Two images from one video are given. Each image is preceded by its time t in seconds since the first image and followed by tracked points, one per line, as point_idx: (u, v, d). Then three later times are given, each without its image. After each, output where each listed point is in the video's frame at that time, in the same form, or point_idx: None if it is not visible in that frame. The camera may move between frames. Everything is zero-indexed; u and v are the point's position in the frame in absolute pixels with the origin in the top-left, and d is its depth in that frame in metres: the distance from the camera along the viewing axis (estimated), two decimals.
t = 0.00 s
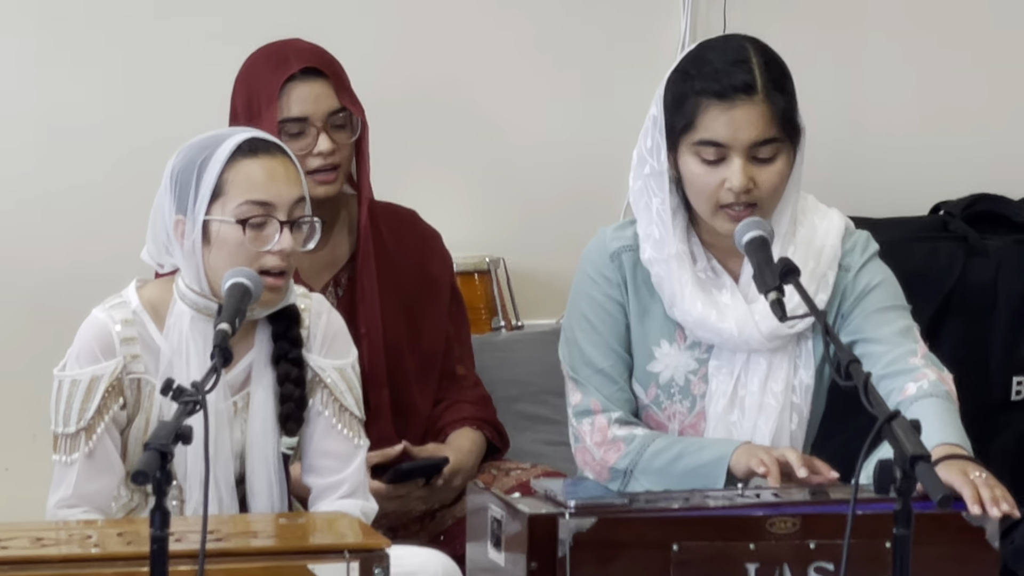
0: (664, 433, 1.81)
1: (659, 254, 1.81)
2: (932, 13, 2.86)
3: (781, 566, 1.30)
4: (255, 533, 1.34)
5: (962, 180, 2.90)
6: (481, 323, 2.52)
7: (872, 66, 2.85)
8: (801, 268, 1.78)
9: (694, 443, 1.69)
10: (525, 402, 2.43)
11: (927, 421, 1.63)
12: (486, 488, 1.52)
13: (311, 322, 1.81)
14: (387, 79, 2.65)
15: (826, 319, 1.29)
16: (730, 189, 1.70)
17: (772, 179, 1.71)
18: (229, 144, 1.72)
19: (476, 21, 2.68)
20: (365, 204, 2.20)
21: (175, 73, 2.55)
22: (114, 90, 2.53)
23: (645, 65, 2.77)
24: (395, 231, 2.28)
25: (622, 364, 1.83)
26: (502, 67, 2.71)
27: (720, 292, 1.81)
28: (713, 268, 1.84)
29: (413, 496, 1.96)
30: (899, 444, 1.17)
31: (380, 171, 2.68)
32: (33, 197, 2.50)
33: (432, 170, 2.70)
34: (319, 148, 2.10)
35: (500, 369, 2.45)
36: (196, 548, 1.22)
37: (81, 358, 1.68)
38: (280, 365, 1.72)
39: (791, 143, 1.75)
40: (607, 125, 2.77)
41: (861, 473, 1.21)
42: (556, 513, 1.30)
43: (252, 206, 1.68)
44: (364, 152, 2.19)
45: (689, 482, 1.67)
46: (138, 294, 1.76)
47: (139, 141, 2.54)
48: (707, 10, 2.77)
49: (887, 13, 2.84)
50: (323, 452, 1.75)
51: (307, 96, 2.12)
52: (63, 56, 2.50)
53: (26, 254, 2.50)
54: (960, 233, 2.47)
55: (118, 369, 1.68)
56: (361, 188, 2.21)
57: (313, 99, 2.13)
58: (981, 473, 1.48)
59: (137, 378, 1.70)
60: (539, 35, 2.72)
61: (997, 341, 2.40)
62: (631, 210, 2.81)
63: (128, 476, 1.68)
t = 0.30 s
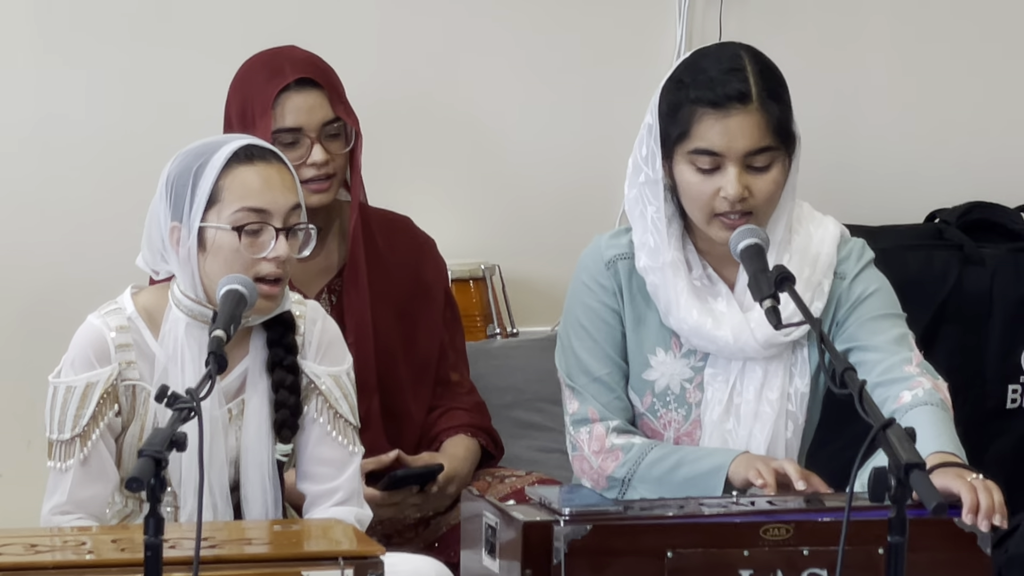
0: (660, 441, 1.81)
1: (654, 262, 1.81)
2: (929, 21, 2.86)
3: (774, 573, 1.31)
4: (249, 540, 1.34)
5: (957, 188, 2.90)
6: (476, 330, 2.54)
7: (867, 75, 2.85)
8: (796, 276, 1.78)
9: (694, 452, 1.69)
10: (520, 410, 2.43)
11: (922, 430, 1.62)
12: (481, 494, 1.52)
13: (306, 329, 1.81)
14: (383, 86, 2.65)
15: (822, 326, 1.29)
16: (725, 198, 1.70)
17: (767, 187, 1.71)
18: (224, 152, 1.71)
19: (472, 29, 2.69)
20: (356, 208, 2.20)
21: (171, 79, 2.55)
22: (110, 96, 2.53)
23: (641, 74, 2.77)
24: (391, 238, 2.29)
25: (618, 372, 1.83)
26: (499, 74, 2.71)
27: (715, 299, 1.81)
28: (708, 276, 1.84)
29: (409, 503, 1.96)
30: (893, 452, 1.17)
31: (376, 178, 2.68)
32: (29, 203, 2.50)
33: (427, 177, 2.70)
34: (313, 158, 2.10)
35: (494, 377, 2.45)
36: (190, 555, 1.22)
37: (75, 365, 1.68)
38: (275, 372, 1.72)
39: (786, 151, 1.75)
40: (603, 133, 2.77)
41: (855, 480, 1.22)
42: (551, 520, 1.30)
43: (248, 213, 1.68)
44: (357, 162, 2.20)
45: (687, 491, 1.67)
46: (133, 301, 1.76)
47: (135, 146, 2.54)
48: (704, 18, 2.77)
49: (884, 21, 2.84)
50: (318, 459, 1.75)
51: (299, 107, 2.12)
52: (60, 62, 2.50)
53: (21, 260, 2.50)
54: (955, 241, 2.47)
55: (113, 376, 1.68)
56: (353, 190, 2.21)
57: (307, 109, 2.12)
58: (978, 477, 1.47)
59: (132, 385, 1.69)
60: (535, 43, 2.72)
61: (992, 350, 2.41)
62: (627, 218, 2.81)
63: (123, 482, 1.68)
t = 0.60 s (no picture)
0: (657, 447, 1.81)
1: (652, 267, 1.80)
2: (927, 26, 2.86)
3: None
4: (245, 545, 1.34)
5: (955, 194, 2.91)
6: (473, 335, 2.53)
7: (865, 80, 2.85)
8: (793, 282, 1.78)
9: (691, 458, 1.68)
10: (516, 415, 2.44)
11: (918, 436, 1.62)
12: (477, 500, 1.52)
13: (303, 333, 1.81)
14: (381, 90, 2.65)
15: (818, 332, 1.29)
16: (723, 203, 1.70)
17: (765, 192, 1.71)
18: (220, 156, 1.71)
19: (468, 33, 2.68)
20: (354, 215, 2.18)
21: (169, 83, 2.55)
22: (107, 98, 2.53)
23: (638, 79, 2.78)
24: (388, 242, 2.29)
25: (615, 378, 1.83)
26: (496, 79, 2.71)
27: (713, 305, 1.81)
28: (705, 281, 1.84)
29: (404, 508, 1.97)
30: (890, 458, 1.17)
31: (373, 182, 2.67)
32: (26, 205, 2.50)
33: (425, 182, 2.70)
34: (310, 165, 2.09)
35: (492, 382, 2.45)
36: (186, 560, 1.22)
37: (71, 370, 1.67)
38: (270, 377, 1.72)
39: (784, 156, 1.75)
40: (600, 138, 2.77)
41: (852, 486, 1.21)
42: (547, 525, 1.29)
43: (244, 217, 1.67)
44: (356, 169, 2.19)
45: (685, 496, 1.67)
46: (128, 305, 1.75)
47: (132, 150, 2.54)
48: (701, 23, 2.78)
49: (881, 26, 2.84)
50: (314, 464, 1.75)
51: (297, 114, 2.11)
52: (57, 64, 2.50)
53: (18, 262, 2.50)
54: (953, 246, 2.47)
55: (109, 381, 1.67)
56: (350, 195, 2.19)
57: (304, 117, 2.12)
58: (972, 483, 1.48)
59: (128, 390, 1.69)
60: (533, 47, 2.72)
61: (989, 357, 2.41)
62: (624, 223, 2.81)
63: (119, 487, 1.68)
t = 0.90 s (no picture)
0: (655, 454, 1.80)
1: (651, 274, 1.81)
2: (925, 34, 2.86)
3: None
4: (243, 551, 1.34)
5: (954, 201, 2.91)
6: (472, 342, 2.53)
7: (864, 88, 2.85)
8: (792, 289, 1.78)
9: (690, 465, 1.68)
10: (515, 422, 2.44)
11: (917, 443, 1.62)
12: (475, 507, 1.51)
13: (302, 340, 1.81)
14: (380, 97, 2.65)
15: (817, 339, 1.29)
16: (721, 210, 1.70)
17: (763, 200, 1.71)
18: (220, 162, 1.71)
19: (467, 41, 2.69)
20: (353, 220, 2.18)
21: (168, 90, 2.55)
22: (107, 105, 2.53)
23: (638, 86, 2.78)
24: (387, 249, 2.29)
25: (614, 385, 1.83)
26: (495, 86, 2.71)
27: (711, 312, 1.81)
28: (705, 288, 1.84)
29: (403, 515, 1.97)
30: (888, 465, 1.17)
31: (372, 190, 2.68)
32: (26, 212, 2.51)
33: (424, 189, 2.70)
34: (310, 175, 2.09)
35: (490, 389, 2.45)
36: (184, 566, 1.22)
37: (71, 376, 1.67)
38: (269, 384, 1.72)
39: (783, 163, 1.75)
40: (599, 145, 2.78)
41: (850, 494, 1.21)
42: (546, 532, 1.29)
43: (244, 224, 1.68)
44: (356, 178, 2.20)
45: (685, 504, 1.66)
46: (128, 311, 1.76)
47: (132, 156, 2.55)
48: (700, 31, 2.78)
49: (880, 34, 2.85)
50: (313, 471, 1.75)
51: (297, 123, 2.12)
52: (56, 71, 2.51)
53: (18, 268, 2.51)
54: (951, 254, 2.46)
55: (109, 387, 1.67)
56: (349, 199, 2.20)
57: (304, 126, 2.12)
58: (972, 495, 1.46)
59: (127, 396, 1.69)
60: (531, 55, 2.72)
61: (988, 364, 2.41)
62: (623, 230, 2.81)
63: (118, 493, 1.68)
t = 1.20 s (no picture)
0: (656, 459, 1.80)
1: (652, 279, 1.81)
2: (926, 40, 2.86)
3: None
4: (243, 556, 1.34)
5: (954, 207, 2.90)
6: (471, 348, 2.53)
7: (864, 94, 2.85)
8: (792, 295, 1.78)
9: (691, 471, 1.68)
10: (514, 428, 2.44)
11: (917, 450, 1.62)
12: (474, 513, 1.50)
13: (301, 346, 1.81)
14: (380, 103, 2.65)
15: (818, 346, 1.28)
16: (723, 215, 1.70)
17: (765, 205, 1.71)
18: (220, 167, 1.71)
19: (467, 46, 2.68)
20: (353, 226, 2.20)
21: (167, 95, 2.55)
22: (106, 111, 2.53)
23: (637, 92, 2.78)
24: (387, 255, 2.30)
25: (614, 390, 1.82)
26: (494, 92, 2.71)
27: (712, 318, 1.81)
28: (705, 294, 1.84)
29: (401, 521, 1.98)
30: (889, 472, 1.16)
31: (371, 195, 2.68)
32: (25, 217, 2.51)
33: (424, 195, 2.70)
34: (309, 183, 2.10)
35: (490, 395, 2.45)
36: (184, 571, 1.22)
37: (70, 382, 1.67)
38: (269, 390, 1.71)
39: (785, 168, 1.74)
40: (598, 152, 2.77)
41: (849, 500, 1.21)
42: (545, 538, 1.28)
43: (243, 229, 1.67)
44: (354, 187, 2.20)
45: (686, 510, 1.66)
46: (128, 317, 1.75)
47: (132, 161, 2.55)
48: (700, 37, 2.78)
49: (880, 40, 2.84)
50: (312, 476, 1.75)
51: (297, 131, 2.12)
52: (55, 76, 2.50)
53: (17, 273, 2.50)
54: (951, 261, 2.47)
55: (108, 393, 1.67)
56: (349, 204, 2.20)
57: (304, 135, 2.12)
58: (975, 499, 1.47)
59: (127, 401, 1.69)
60: (532, 60, 2.72)
61: (988, 370, 2.41)
62: (622, 236, 2.81)
63: (117, 499, 1.68)
